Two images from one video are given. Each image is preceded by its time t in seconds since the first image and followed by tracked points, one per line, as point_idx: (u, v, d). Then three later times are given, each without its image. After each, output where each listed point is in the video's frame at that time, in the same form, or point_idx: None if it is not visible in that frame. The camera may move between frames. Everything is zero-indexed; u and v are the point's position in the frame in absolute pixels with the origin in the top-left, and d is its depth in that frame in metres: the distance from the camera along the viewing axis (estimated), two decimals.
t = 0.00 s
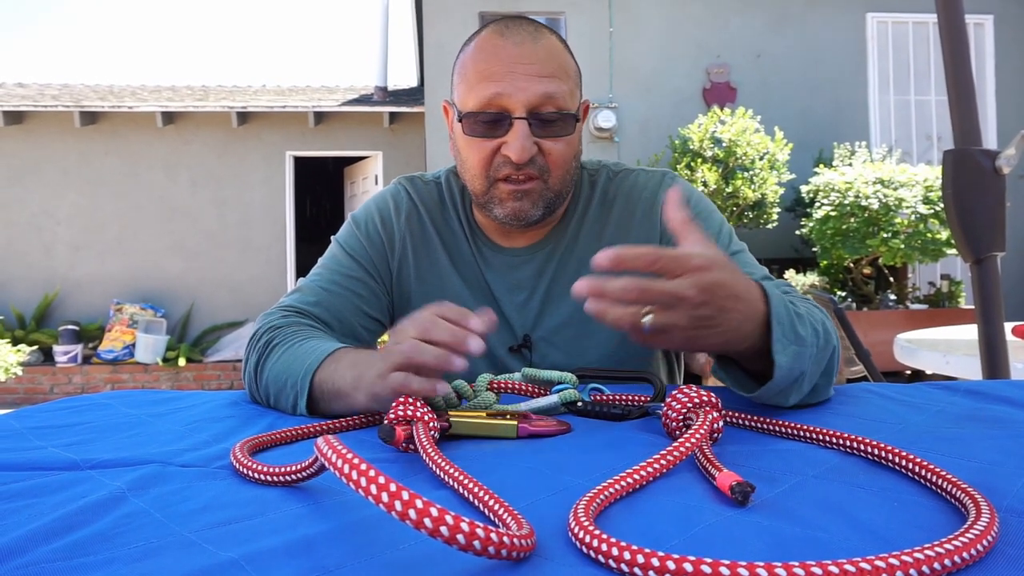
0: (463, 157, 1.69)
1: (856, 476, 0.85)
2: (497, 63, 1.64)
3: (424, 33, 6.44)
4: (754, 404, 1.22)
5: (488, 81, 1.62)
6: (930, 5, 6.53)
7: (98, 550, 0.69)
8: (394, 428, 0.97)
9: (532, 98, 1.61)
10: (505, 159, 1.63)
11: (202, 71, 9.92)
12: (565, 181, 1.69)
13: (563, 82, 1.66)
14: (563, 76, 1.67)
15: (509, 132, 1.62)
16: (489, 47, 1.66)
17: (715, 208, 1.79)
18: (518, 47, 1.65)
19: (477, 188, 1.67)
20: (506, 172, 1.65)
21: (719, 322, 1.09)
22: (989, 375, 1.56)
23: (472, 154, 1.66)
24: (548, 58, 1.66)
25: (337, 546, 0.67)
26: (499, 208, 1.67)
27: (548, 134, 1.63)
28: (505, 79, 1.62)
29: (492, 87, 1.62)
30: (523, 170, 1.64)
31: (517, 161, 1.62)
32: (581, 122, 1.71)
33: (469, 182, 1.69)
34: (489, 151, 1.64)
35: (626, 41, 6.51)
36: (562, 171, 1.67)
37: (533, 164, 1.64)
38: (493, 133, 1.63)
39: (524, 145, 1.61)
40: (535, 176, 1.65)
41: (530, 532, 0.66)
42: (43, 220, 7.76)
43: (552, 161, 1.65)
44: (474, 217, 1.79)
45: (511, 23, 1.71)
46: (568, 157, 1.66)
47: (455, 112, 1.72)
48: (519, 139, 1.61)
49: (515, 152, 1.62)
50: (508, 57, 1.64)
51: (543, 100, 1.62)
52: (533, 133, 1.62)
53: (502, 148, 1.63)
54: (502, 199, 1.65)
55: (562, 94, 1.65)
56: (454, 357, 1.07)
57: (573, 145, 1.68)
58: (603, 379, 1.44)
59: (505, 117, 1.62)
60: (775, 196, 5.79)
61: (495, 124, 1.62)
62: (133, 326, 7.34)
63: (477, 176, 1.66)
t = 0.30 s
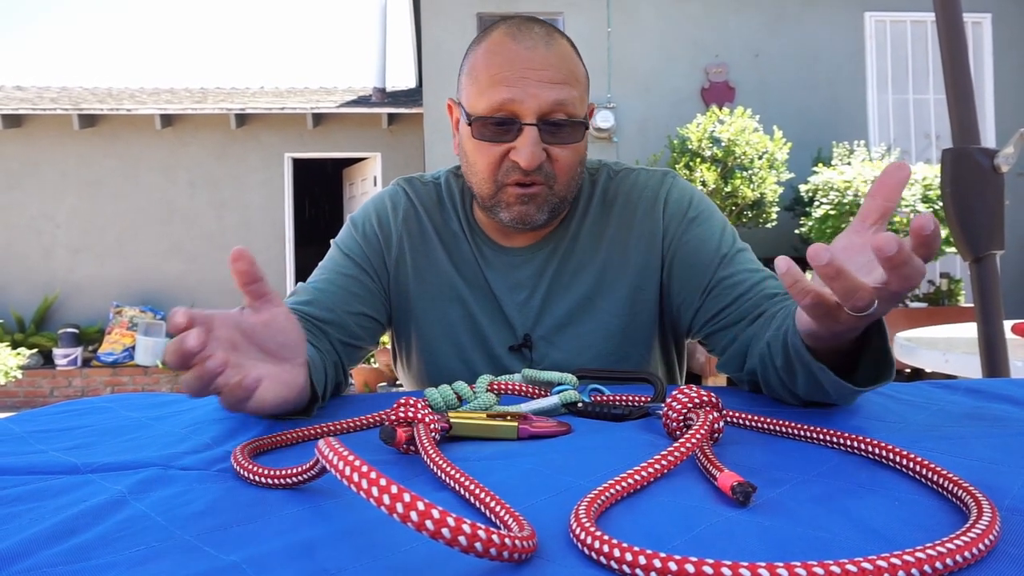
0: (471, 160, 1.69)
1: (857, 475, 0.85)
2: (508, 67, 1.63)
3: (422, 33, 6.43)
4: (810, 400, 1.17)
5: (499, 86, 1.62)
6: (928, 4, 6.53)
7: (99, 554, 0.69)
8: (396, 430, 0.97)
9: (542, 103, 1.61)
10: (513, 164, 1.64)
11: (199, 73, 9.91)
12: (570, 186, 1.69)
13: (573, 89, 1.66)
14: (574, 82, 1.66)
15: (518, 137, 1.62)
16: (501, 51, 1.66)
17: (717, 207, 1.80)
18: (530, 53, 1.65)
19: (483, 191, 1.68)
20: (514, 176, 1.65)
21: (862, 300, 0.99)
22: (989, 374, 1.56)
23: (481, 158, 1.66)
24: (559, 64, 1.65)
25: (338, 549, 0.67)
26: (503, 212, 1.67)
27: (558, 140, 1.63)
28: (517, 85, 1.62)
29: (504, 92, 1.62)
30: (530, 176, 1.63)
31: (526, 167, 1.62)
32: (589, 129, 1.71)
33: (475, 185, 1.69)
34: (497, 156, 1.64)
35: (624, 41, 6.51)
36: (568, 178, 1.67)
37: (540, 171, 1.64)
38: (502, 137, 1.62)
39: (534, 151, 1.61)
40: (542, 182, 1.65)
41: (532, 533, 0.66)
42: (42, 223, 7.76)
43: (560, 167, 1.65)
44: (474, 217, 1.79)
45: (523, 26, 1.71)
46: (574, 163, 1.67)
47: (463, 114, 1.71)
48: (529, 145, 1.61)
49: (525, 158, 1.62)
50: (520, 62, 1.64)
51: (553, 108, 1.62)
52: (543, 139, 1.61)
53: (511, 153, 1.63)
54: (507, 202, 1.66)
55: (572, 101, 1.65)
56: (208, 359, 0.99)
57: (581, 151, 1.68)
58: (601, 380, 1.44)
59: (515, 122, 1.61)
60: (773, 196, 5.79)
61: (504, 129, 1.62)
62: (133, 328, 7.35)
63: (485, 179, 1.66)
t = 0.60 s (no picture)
0: (463, 162, 1.69)
1: (854, 477, 0.85)
2: (496, 68, 1.63)
3: (421, 33, 6.43)
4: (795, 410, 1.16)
5: (487, 86, 1.62)
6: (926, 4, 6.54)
7: (97, 555, 0.69)
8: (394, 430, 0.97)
9: (530, 103, 1.61)
10: (503, 165, 1.63)
11: (197, 72, 9.89)
12: (563, 186, 1.69)
13: (563, 88, 1.66)
14: (563, 81, 1.66)
15: (507, 138, 1.62)
16: (489, 52, 1.66)
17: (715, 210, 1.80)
18: (518, 52, 1.65)
19: (477, 193, 1.68)
20: (505, 177, 1.65)
21: (814, 326, 0.98)
22: (986, 375, 1.56)
23: (471, 159, 1.66)
24: (547, 62, 1.65)
25: (336, 551, 0.67)
26: (497, 212, 1.67)
27: (547, 140, 1.63)
28: (503, 85, 1.61)
29: (491, 92, 1.61)
30: (520, 176, 1.63)
31: (515, 167, 1.62)
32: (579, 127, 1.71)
33: (468, 187, 1.69)
34: (487, 157, 1.64)
35: (622, 41, 6.51)
36: (559, 177, 1.67)
37: (531, 170, 1.64)
38: (492, 138, 1.62)
39: (522, 151, 1.61)
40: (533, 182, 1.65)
41: (530, 534, 0.66)
42: (39, 222, 7.75)
43: (551, 167, 1.66)
44: (472, 220, 1.79)
45: (511, 27, 1.71)
46: (565, 163, 1.67)
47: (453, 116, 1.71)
48: (517, 145, 1.61)
49: (513, 158, 1.62)
50: (508, 62, 1.64)
51: (542, 107, 1.62)
52: (532, 139, 1.62)
53: (500, 153, 1.63)
54: (500, 202, 1.65)
55: (562, 100, 1.65)
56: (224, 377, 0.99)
57: (571, 150, 1.68)
58: (598, 381, 1.45)
59: (503, 122, 1.61)
60: (771, 196, 5.80)
61: (493, 129, 1.61)
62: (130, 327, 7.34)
63: (476, 181, 1.67)
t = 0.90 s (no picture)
0: (463, 157, 1.70)
1: (853, 475, 0.85)
2: (493, 61, 1.64)
3: (420, 34, 6.43)
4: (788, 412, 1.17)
5: (483, 80, 1.62)
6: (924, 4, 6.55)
7: (94, 555, 0.69)
8: (393, 430, 0.97)
9: (528, 94, 1.61)
10: (503, 157, 1.64)
11: (196, 73, 9.88)
12: (565, 177, 1.69)
13: (560, 79, 1.66)
14: (560, 72, 1.67)
15: (506, 130, 1.62)
16: (484, 47, 1.67)
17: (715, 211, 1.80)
18: (514, 46, 1.65)
19: (477, 188, 1.67)
20: (505, 169, 1.65)
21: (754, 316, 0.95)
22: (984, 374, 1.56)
23: (471, 153, 1.66)
24: (543, 54, 1.66)
25: (335, 550, 0.67)
26: (497, 207, 1.67)
27: (548, 130, 1.63)
28: (501, 77, 1.62)
29: (488, 85, 1.62)
30: (521, 167, 1.64)
31: (515, 159, 1.63)
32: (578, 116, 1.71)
33: (468, 182, 1.69)
34: (486, 150, 1.64)
35: (621, 42, 6.52)
36: (560, 168, 1.67)
37: (531, 161, 1.64)
38: (491, 130, 1.63)
39: (521, 142, 1.61)
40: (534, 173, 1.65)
41: (529, 533, 0.66)
42: (36, 224, 7.73)
43: (551, 158, 1.65)
44: (472, 220, 1.79)
45: (506, 23, 1.71)
46: (566, 153, 1.67)
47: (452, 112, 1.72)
48: (517, 135, 1.61)
49: (513, 149, 1.62)
50: (504, 56, 1.64)
51: (540, 97, 1.62)
52: (532, 129, 1.62)
53: (500, 145, 1.63)
54: (501, 197, 1.65)
55: (559, 91, 1.65)
56: (256, 391, 0.97)
57: (572, 140, 1.68)
58: (596, 381, 1.45)
59: (502, 114, 1.62)
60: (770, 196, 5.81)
61: (492, 122, 1.62)
62: (128, 329, 7.34)
63: (477, 175, 1.67)
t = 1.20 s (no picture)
0: (460, 162, 1.70)
1: (852, 473, 0.85)
2: (488, 65, 1.64)
3: (420, 33, 6.43)
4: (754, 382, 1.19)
5: (479, 85, 1.63)
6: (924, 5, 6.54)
7: (94, 552, 0.69)
8: (393, 429, 0.97)
9: (524, 97, 1.61)
10: (501, 162, 1.63)
11: (196, 73, 9.88)
12: (562, 180, 1.68)
13: (555, 81, 1.66)
14: (555, 75, 1.67)
15: (503, 135, 1.62)
16: (479, 51, 1.67)
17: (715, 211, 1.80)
18: (508, 49, 1.65)
19: (476, 192, 1.67)
20: (503, 174, 1.65)
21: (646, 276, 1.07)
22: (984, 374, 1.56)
23: (469, 159, 1.66)
24: (538, 57, 1.66)
25: (334, 547, 0.67)
26: (497, 210, 1.66)
27: (544, 134, 1.63)
28: (496, 82, 1.62)
29: (484, 90, 1.62)
30: (519, 172, 1.63)
31: (513, 163, 1.62)
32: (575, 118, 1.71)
33: (467, 186, 1.69)
34: (484, 155, 1.64)
35: (621, 42, 6.52)
36: (558, 170, 1.67)
37: (529, 165, 1.64)
38: (487, 135, 1.63)
39: (518, 146, 1.61)
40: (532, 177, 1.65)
41: (528, 531, 0.66)
42: (37, 223, 7.74)
43: (549, 161, 1.65)
44: (473, 220, 1.79)
45: (500, 26, 1.71)
46: (563, 156, 1.66)
47: (449, 118, 1.72)
48: (514, 140, 1.61)
49: (510, 154, 1.62)
50: (498, 60, 1.64)
51: (536, 100, 1.62)
52: (529, 134, 1.62)
53: (497, 150, 1.63)
54: (500, 201, 1.65)
55: (555, 94, 1.65)
56: (267, 392, 1.00)
57: (569, 143, 1.68)
58: (596, 379, 1.45)
59: (498, 119, 1.62)
60: (770, 196, 5.80)
61: (489, 127, 1.62)
62: (128, 328, 7.34)
63: (475, 179, 1.67)
